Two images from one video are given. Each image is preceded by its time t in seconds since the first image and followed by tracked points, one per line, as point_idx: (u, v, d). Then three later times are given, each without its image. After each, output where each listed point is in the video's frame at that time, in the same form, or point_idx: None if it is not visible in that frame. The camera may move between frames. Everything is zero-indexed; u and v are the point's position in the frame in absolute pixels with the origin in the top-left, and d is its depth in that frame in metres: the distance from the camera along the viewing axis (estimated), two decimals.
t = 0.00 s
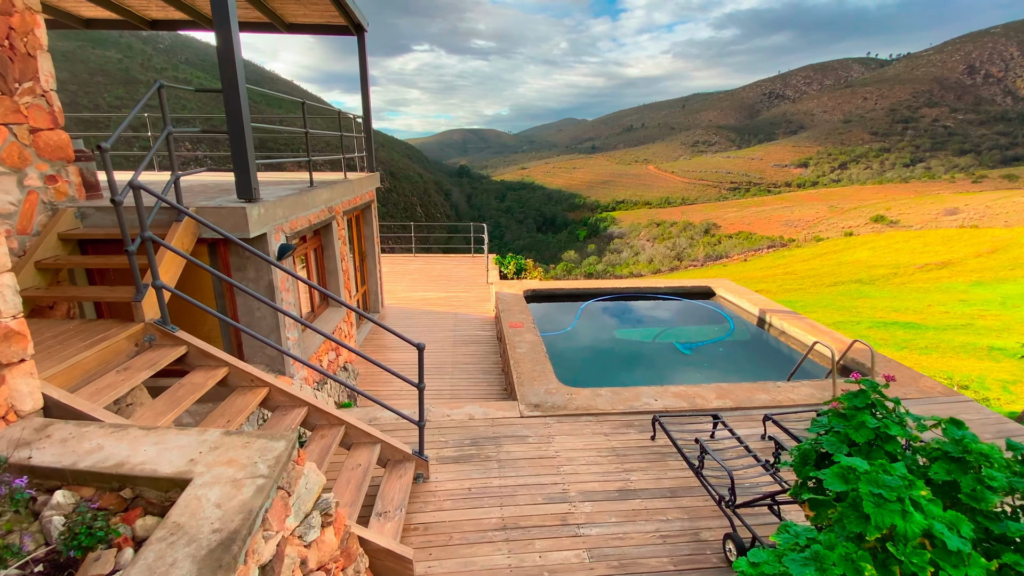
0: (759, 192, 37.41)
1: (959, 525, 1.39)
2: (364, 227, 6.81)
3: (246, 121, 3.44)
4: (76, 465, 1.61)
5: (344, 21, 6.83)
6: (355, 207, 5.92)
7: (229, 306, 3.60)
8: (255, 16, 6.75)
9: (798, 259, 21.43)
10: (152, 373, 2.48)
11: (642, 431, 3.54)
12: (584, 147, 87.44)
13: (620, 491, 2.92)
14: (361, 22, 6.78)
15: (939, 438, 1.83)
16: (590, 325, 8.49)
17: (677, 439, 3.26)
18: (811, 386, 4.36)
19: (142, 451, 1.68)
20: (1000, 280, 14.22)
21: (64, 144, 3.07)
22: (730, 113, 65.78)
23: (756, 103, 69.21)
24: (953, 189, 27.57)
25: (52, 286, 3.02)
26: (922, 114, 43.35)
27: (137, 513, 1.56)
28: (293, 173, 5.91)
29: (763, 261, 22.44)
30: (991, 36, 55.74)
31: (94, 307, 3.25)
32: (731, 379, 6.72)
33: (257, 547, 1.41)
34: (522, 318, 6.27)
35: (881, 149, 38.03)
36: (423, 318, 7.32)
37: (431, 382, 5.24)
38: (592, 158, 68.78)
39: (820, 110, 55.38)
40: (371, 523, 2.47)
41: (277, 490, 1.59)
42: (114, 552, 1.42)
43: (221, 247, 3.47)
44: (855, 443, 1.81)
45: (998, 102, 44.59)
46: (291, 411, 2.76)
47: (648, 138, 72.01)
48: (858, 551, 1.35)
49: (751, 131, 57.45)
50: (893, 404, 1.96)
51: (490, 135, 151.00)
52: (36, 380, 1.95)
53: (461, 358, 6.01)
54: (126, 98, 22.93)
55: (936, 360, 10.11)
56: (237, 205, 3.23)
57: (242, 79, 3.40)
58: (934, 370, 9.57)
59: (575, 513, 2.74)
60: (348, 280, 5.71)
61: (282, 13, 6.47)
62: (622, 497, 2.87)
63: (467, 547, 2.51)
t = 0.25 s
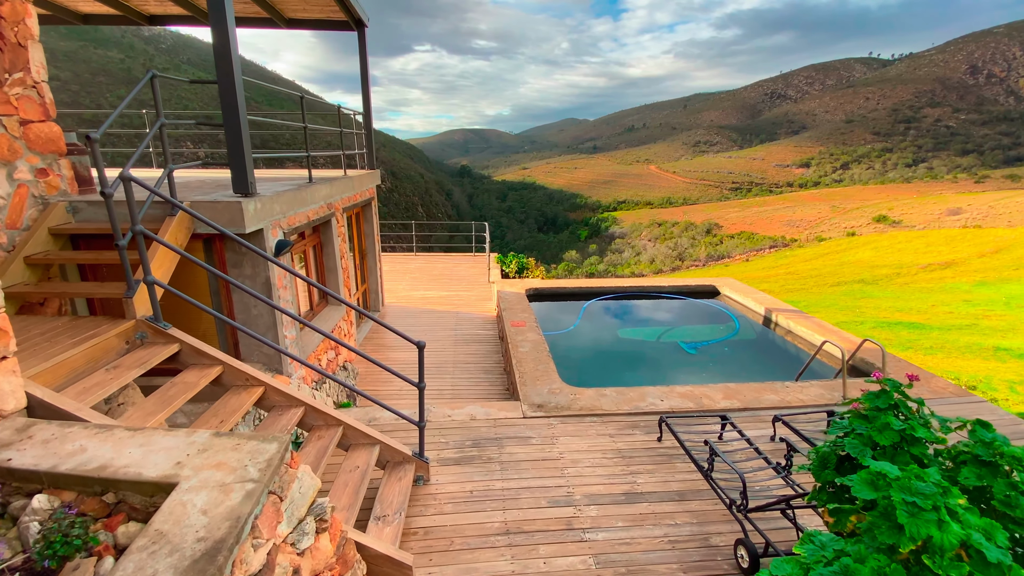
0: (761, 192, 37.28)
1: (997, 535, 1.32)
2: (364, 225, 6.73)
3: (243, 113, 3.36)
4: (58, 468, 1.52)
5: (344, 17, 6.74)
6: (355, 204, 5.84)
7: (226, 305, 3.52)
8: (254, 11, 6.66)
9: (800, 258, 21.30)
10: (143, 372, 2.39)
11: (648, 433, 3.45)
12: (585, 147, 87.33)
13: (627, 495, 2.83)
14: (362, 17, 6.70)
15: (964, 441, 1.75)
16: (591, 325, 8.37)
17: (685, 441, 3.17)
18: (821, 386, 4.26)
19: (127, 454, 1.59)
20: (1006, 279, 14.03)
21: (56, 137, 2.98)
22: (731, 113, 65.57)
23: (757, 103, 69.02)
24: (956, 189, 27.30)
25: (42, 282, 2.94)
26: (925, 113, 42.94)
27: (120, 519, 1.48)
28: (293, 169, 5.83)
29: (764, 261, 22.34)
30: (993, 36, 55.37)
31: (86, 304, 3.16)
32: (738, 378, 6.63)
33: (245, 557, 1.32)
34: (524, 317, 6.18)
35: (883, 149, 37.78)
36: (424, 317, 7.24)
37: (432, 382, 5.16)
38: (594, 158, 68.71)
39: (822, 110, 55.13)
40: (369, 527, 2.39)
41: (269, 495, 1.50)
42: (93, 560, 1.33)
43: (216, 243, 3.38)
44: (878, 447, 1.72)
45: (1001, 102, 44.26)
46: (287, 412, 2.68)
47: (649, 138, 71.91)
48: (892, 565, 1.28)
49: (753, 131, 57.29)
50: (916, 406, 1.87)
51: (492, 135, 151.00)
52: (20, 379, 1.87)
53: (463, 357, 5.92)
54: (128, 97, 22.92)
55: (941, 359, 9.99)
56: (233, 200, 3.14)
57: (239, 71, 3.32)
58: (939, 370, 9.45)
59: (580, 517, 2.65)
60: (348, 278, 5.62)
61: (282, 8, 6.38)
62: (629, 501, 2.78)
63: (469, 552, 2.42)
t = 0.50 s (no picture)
0: (762, 192, 37.15)
1: None
2: (364, 221, 6.65)
3: (238, 104, 3.27)
4: (36, 466, 1.43)
5: (344, 10, 6.64)
6: (355, 200, 5.76)
7: (221, 300, 3.43)
8: (253, 5, 6.57)
9: (802, 257, 21.16)
10: (132, 368, 2.31)
11: (654, 432, 3.36)
12: (586, 148, 87.18)
13: (633, 496, 2.74)
14: (361, 11, 6.60)
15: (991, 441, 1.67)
16: (591, 325, 8.25)
17: (692, 440, 3.08)
18: (829, 385, 4.17)
19: (109, 453, 1.50)
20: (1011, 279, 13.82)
21: (48, 128, 2.98)
22: (733, 113, 65.31)
23: (759, 103, 68.76)
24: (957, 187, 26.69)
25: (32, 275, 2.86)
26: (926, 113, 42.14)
27: (100, 521, 1.40)
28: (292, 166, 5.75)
29: (766, 261, 22.09)
30: (996, 33, 54.49)
31: (77, 298, 3.09)
32: (743, 377, 6.54)
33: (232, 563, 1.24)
34: (526, 315, 6.09)
35: (885, 149, 37.35)
36: (424, 315, 7.15)
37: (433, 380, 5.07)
38: (595, 158, 68.66)
39: (824, 110, 54.82)
40: (367, 529, 2.30)
41: (257, 496, 1.42)
42: (70, 565, 1.24)
43: (211, 236, 3.29)
44: (902, 446, 1.63)
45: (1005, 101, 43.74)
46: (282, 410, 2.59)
47: (651, 139, 71.83)
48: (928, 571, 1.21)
49: (754, 131, 57.10)
50: (941, 403, 1.78)
51: (493, 136, 151.12)
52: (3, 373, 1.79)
53: (464, 356, 5.84)
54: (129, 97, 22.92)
55: (946, 359, 9.90)
56: (228, 192, 3.06)
57: (234, 59, 3.23)
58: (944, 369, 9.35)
59: (585, 519, 2.56)
60: (347, 274, 5.53)
61: (281, 2, 6.29)
62: (635, 503, 2.69)
63: (472, 555, 2.33)
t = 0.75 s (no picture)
0: (763, 193, 37.01)
1: None
2: (363, 218, 6.58)
3: (231, 92, 3.18)
4: (5, 461, 1.33)
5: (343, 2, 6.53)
6: (354, 195, 5.68)
7: (214, 294, 3.34)
8: None
9: (806, 253, 20.81)
10: (117, 361, 2.22)
11: (659, 430, 3.26)
12: (587, 148, 87.05)
13: (639, 496, 2.64)
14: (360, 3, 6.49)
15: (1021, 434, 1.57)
16: (592, 324, 8.12)
17: (699, 438, 2.98)
18: (838, 382, 4.08)
19: (83, 450, 1.40)
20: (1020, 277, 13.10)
21: (35, 115, 2.87)
22: (734, 113, 65.06)
23: (761, 103, 68.34)
24: (958, 188, 25.72)
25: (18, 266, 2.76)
26: (927, 114, 40.06)
27: (72, 521, 1.31)
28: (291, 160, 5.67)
29: (767, 261, 21.41)
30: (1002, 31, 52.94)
31: (65, 290, 2.99)
32: (750, 375, 6.44)
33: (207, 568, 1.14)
34: (527, 312, 5.98)
35: (886, 149, 36.62)
36: (424, 313, 7.06)
37: (434, 378, 4.99)
38: (596, 158, 68.61)
39: (825, 109, 54.37)
40: (362, 530, 2.21)
41: (240, 494, 1.32)
42: (36, 565, 1.15)
43: (204, 227, 3.20)
44: (929, 442, 1.53)
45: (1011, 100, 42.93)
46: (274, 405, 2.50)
47: (652, 139, 71.74)
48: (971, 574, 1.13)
49: (755, 131, 56.88)
50: (966, 398, 1.66)
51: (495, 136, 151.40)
52: None
53: (464, 353, 5.74)
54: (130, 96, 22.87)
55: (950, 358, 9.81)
56: (220, 180, 2.97)
57: (227, 44, 3.14)
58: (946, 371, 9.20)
59: (589, 519, 2.47)
60: (346, 269, 5.44)
61: None
62: (641, 503, 2.59)
63: (471, 557, 2.24)
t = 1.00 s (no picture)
0: (765, 193, 36.83)
1: None
2: (361, 214, 6.49)
3: (221, 79, 3.08)
4: None
5: None
6: (351, 190, 5.57)
7: (205, 288, 3.24)
8: None
9: (809, 249, 20.44)
10: (98, 355, 2.12)
11: (663, 428, 3.16)
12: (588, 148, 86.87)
13: (643, 496, 2.54)
14: None
15: None
16: (592, 323, 7.95)
17: (705, 437, 2.88)
18: (847, 380, 3.97)
19: (51, 446, 1.31)
20: None
21: (19, 103, 2.78)
22: (735, 112, 64.82)
23: (762, 102, 67.90)
24: (961, 186, 25.23)
25: None
26: (929, 114, 39.49)
27: (34, 522, 1.21)
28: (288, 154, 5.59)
29: (768, 261, 20.59)
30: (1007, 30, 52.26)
31: (49, 282, 2.90)
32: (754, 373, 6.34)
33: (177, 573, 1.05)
34: (528, 309, 5.88)
35: (888, 149, 36.23)
36: (423, 310, 6.96)
37: (433, 375, 4.90)
38: (597, 158, 68.42)
39: (828, 109, 53.92)
40: (353, 532, 2.11)
41: (215, 495, 1.23)
42: None
43: (193, 219, 3.10)
44: (958, 438, 1.44)
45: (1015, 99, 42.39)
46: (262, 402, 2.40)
47: (654, 139, 71.53)
48: None
49: (756, 130, 56.62)
50: (991, 391, 1.56)
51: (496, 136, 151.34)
52: None
53: (464, 351, 5.65)
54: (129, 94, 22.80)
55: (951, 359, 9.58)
56: (209, 170, 2.87)
57: (217, 30, 3.04)
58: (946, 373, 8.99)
59: (591, 521, 2.37)
60: (342, 265, 5.34)
61: None
62: (645, 503, 2.49)
63: (468, 560, 2.14)
